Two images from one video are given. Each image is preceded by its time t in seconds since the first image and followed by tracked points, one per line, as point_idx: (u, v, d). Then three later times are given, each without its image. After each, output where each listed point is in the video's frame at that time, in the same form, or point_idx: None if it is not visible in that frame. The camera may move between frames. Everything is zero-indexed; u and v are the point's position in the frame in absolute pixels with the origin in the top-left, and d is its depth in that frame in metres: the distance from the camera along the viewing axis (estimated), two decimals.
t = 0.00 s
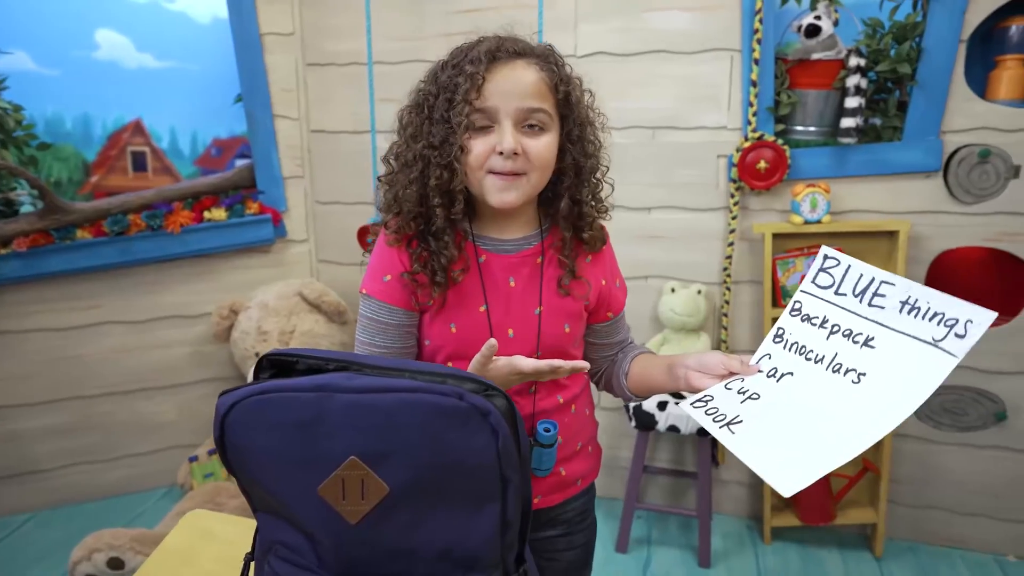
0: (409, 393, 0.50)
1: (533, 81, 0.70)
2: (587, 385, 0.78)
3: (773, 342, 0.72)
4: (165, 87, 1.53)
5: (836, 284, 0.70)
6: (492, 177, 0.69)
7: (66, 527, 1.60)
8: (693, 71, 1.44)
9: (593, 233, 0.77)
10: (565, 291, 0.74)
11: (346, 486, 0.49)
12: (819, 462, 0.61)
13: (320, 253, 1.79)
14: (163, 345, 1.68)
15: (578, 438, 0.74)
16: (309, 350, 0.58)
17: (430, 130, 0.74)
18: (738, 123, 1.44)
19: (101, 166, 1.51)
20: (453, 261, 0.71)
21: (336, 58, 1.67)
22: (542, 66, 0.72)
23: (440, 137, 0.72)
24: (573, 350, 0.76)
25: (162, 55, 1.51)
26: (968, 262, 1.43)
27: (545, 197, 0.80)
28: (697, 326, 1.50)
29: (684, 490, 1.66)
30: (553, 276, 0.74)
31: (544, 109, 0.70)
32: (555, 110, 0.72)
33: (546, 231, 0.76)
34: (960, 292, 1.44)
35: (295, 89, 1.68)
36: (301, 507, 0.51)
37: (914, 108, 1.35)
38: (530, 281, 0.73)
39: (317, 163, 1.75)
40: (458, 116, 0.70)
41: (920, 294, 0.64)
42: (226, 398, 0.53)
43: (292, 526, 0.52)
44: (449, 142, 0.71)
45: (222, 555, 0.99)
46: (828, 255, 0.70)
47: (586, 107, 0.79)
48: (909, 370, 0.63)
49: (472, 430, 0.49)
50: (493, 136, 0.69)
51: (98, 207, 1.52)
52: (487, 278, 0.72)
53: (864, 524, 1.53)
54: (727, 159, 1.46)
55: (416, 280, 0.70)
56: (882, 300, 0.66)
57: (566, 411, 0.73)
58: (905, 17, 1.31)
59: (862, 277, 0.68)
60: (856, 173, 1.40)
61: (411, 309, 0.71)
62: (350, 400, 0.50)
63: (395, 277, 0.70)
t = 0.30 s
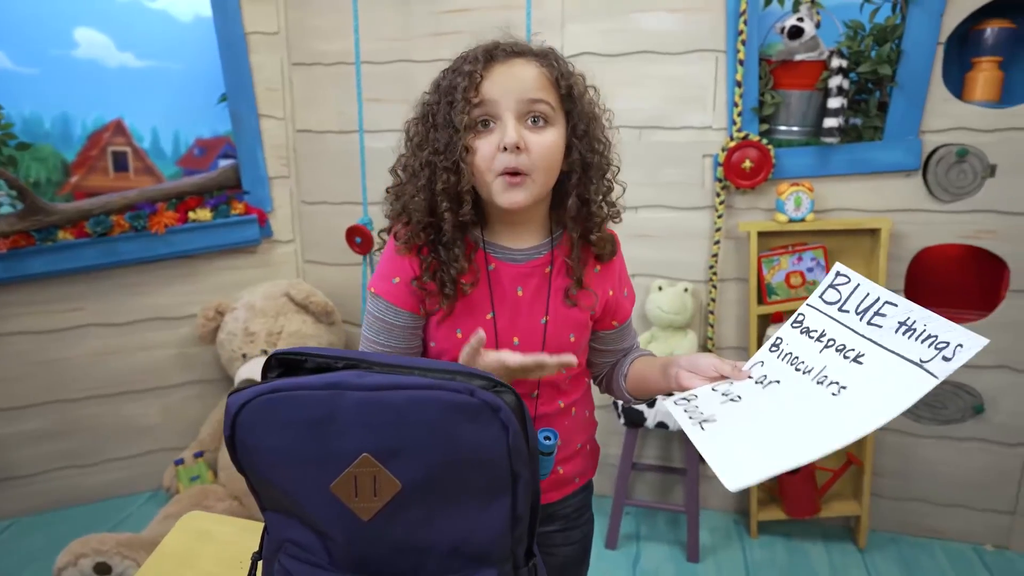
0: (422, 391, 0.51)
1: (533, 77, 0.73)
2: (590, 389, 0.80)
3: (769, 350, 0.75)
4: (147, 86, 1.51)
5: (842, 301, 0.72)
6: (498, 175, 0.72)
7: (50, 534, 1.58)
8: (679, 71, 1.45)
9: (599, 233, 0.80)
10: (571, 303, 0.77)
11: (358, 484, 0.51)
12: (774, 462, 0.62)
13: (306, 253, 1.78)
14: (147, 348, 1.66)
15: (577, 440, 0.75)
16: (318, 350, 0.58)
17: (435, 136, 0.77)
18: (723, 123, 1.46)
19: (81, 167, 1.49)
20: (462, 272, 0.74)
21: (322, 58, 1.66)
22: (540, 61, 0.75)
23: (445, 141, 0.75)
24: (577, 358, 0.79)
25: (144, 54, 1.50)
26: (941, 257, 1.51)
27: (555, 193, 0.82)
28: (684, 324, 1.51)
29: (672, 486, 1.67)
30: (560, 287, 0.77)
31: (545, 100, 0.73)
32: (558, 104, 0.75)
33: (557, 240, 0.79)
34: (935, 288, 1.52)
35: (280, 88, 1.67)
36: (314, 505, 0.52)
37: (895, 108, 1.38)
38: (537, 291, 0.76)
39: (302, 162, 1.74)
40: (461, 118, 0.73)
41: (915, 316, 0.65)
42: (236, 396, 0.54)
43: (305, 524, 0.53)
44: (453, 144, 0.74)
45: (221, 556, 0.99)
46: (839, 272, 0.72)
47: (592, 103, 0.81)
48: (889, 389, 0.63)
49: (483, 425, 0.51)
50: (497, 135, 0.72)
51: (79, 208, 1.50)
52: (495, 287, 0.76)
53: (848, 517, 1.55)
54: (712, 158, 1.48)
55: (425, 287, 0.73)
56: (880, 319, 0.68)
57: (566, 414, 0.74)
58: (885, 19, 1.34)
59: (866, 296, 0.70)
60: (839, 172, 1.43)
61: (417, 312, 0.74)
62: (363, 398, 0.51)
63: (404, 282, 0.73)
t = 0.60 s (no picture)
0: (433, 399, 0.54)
1: (524, 72, 0.75)
2: (598, 394, 0.82)
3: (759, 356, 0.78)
4: (122, 87, 1.48)
5: (841, 318, 0.74)
6: (491, 168, 0.74)
7: (27, 546, 1.54)
8: (663, 74, 1.46)
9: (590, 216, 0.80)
10: (569, 282, 0.77)
11: (372, 494, 0.53)
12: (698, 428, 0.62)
13: (288, 257, 1.76)
14: (126, 355, 1.62)
15: (584, 450, 0.79)
16: (325, 360, 0.61)
17: (430, 131, 0.81)
18: (707, 125, 1.47)
19: (53, 170, 1.45)
20: (456, 249, 0.78)
21: (304, 59, 1.64)
22: (530, 57, 0.76)
23: (439, 134, 0.79)
24: (582, 351, 0.79)
25: (119, 54, 1.47)
26: (923, 256, 1.54)
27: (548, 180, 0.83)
28: (670, 324, 1.52)
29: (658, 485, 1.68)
30: (557, 267, 0.78)
31: (534, 98, 0.74)
32: (549, 99, 0.77)
33: (555, 227, 0.80)
34: (920, 287, 1.55)
35: (260, 90, 1.65)
36: (327, 515, 0.54)
37: (874, 111, 1.40)
38: (534, 269, 0.78)
39: (284, 165, 1.71)
40: (454, 116, 0.76)
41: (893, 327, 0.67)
42: (246, 409, 0.57)
43: (318, 537, 0.56)
44: (447, 138, 0.77)
45: (212, 567, 0.97)
46: (856, 287, 0.75)
47: (583, 95, 0.82)
48: (839, 385, 0.64)
49: (497, 432, 0.53)
50: (489, 129, 0.74)
51: (54, 212, 1.46)
52: (492, 268, 0.78)
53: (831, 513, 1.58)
54: (696, 159, 1.50)
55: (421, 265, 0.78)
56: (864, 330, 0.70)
57: (573, 418, 0.79)
58: (864, 24, 1.37)
59: (862, 313, 0.72)
60: (820, 173, 1.45)
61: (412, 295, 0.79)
62: (375, 407, 0.53)
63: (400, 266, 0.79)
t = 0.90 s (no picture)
0: (441, 404, 0.54)
1: (524, 81, 0.74)
2: (592, 397, 0.82)
3: (751, 368, 0.76)
4: (92, 87, 1.44)
5: (830, 319, 0.70)
6: (476, 166, 0.74)
7: None
8: (643, 74, 1.47)
9: (582, 228, 0.80)
10: (555, 283, 0.77)
11: (378, 501, 0.54)
12: (676, 454, 0.61)
13: (266, 260, 1.73)
14: (99, 361, 1.58)
15: (577, 454, 0.79)
16: (324, 364, 0.61)
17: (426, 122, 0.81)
18: (687, 125, 1.48)
19: (20, 172, 1.40)
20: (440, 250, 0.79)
21: (281, 59, 1.61)
22: (533, 67, 0.76)
23: (433, 126, 0.78)
24: (571, 351, 0.79)
25: (88, 53, 1.43)
26: (898, 254, 1.57)
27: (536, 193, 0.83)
28: (652, 323, 1.53)
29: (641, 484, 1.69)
30: (543, 268, 0.78)
31: (530, 107, 0.75)
32: (545, 110, 0.77)
33: (542, 227, 0.80)
34: (896, 285, 1.58)
35: (236, 90, 1.62)
36: (333, 523, 0.55)
37: (850, 111, 1.43)
38: (520, 271, 0.78)
39: (261, 167, 1.69)
40: (450, 110, 0.76)
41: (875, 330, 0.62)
42: (248, 417, 0.57)
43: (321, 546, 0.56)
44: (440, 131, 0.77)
45: None
46: (838, 287, 0.70)
47: (579, 111, 0.82)
48: (819, 400, 0.61)
49: (504, 436, 0.54)
50: (481, 129, 0.74)
51: (23, 216, 1.42)
52: (477, 270, 0.78)
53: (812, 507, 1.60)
54: (677, 159, 1.51)
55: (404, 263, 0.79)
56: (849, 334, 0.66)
57: (566, 420, 0.79)
58: (840, 26, 1.39)
59: (850, 314, 0.68)
60: (798, 173, 1.47)
61: (401, 301, 0.79)
62: (382, 413, 0.54)
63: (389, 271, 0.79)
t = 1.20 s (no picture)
0: (448, 405, 0.55)
1: (522, 83, 0.74)
2: (586, 394, 0.82)
3: (743, 355, 0.77)
4: (63, 85, 1.40)
5: (822, 303, 0.72)
6: (468, 166, 0.74)
7: None
8: (626, 73, 1.48)
9: (575, 230, 0.79)
10: (546, 277, 0.77)
11: (386, 506, 0.54)
12: (667, 420, 0.61)
13: (245, 261, 1.70)
14: (73, 366, 1.54)
15: (572, 452, 0.79)
16: (325, 366, 0.61)
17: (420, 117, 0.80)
18: (670, 124, 1.49)
19: None
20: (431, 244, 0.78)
21: (259, 57, 1.58)
22: (532, 69, 0.76)
23: (427, 120, 0.77)
24: (563, 346, 0.78)
25: (57, 50, 1.39)
26: (875, 249, 1.58)
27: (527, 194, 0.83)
28: (636, 321, 1.54)
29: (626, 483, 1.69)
30: (534, 263, 0.78)
31: (525, 111, 0.74)
32: (541, 113, 0.76)
33: (533, 223, 0.80)
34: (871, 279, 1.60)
35: (213, 88, 1.59)
36: (340, 526, 0.54)
37: (830, 110, 1.45)
38: (511, 266, 0.77)
39: (240, 167, 1.66)
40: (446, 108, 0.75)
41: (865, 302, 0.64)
42: (251, 420, 0.56)
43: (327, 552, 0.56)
44: (433, 127, 0.77)
45: None
46: (833, 274, 0.72)
47: (575, 115, 0.81)
48: (810, 363, 0.62)
49: (513, 436, 0.55)
50: (475, 129, 0.73)
51: None
52: (468, 265, 0.77)
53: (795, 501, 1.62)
54: (660, 158, 1.51)
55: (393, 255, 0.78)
56: (840, 309, 0.67)
57: (559, 417, 0.79)
58: (819, 26, 1.41)
59: (841, 294, 0.70)
60: (779, 171, 1.49)
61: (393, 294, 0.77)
62: (388, 414, 0.54)
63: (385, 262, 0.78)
